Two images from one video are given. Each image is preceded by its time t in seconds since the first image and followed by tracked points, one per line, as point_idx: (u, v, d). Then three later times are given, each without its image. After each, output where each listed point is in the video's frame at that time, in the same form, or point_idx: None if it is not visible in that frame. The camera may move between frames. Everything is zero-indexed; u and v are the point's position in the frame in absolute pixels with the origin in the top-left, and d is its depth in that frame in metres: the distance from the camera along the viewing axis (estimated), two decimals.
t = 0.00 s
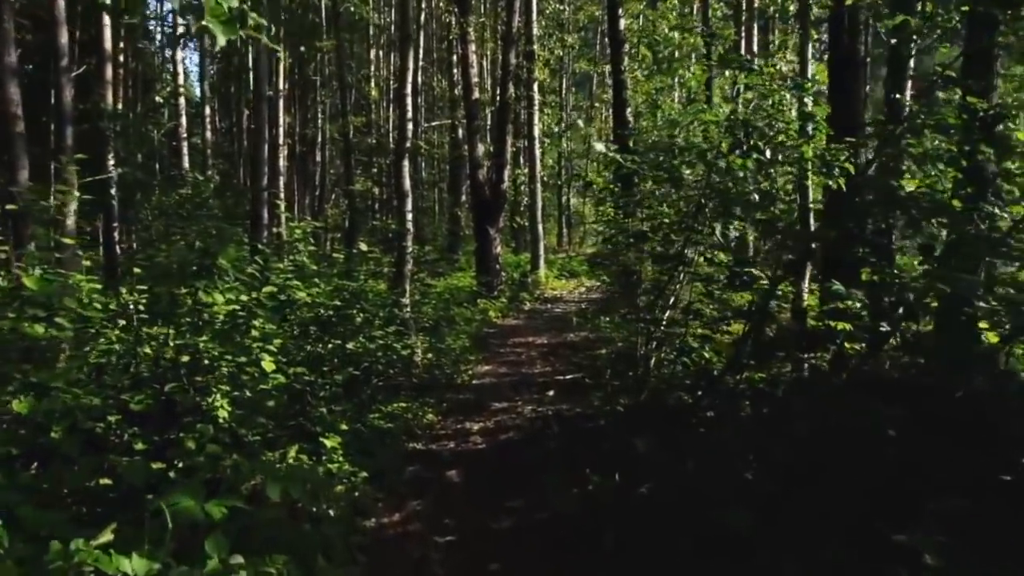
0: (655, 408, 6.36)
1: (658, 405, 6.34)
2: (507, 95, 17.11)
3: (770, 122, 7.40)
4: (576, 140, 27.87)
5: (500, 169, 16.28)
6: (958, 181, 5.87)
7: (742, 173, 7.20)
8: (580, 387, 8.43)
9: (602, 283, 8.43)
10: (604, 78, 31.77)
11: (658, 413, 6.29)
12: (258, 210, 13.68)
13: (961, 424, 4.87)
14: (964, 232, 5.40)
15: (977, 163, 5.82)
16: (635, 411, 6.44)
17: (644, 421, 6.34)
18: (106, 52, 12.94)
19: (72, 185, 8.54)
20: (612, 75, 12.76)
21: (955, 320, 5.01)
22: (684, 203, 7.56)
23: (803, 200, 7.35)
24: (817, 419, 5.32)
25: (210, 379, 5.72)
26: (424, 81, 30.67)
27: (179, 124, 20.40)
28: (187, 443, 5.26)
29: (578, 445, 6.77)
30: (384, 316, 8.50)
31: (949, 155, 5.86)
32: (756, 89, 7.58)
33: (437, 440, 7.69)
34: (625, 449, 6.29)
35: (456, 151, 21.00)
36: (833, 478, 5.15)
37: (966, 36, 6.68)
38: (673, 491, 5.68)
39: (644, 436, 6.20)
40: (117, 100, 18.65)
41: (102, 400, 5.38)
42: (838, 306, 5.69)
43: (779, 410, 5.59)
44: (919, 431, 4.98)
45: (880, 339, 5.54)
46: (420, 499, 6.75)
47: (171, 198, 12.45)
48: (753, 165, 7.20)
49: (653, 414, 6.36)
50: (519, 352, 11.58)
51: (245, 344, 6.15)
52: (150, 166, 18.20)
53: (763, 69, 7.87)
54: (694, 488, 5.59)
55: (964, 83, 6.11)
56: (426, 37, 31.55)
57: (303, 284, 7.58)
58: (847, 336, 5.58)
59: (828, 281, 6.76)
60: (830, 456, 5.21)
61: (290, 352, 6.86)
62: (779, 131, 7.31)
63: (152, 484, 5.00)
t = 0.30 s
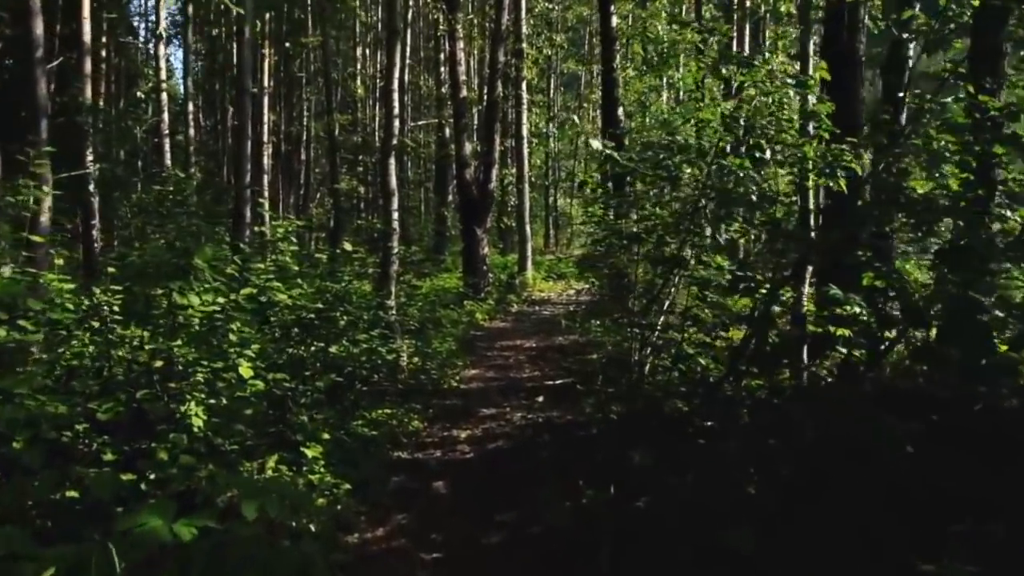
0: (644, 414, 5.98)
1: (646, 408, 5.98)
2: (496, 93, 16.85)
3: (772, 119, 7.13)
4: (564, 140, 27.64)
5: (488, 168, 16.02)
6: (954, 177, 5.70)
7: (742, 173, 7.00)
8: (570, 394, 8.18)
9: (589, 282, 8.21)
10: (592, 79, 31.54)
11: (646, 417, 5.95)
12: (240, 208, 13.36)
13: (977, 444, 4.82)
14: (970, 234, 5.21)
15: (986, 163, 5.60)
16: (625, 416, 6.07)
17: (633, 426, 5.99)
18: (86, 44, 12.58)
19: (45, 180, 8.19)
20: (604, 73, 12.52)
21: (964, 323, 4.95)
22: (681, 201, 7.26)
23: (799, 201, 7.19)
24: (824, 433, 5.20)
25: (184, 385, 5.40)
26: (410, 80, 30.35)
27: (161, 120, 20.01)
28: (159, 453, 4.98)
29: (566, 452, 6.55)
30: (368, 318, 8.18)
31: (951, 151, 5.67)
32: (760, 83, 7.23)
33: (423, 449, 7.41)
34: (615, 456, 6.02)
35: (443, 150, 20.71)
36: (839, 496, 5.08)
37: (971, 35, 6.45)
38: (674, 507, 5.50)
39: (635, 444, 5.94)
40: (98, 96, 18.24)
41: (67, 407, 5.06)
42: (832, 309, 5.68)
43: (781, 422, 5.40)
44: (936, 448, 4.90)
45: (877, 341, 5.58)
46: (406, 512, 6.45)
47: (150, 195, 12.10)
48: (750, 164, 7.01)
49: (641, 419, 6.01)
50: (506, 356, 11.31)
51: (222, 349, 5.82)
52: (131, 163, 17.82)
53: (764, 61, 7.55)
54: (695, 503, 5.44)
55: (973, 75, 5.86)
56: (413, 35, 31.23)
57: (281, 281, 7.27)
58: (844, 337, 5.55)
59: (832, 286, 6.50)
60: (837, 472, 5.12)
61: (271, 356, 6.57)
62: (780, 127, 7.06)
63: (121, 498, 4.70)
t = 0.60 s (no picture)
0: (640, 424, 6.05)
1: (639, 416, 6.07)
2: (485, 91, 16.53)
3: (777, 118, 6.84)
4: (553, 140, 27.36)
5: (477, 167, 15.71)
6: (965, 177, 5.38)
7: (747, 173, 6.65)
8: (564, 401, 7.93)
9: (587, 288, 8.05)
10: (581, 78, 31.25)
11: (642, 428, 6.03)
12: (223, 205, 13.02)
13: (999, 463, 4.75)
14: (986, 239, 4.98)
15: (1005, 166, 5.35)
16: (620, 426, 6.12)
17: (628, 436, 6.06)
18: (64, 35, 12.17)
19: (16, 174, 7.84)
20: (597, 71, 12.23)
21: (965, 335, 4.91)
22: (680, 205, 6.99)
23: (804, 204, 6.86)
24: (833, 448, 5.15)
25: (158, 392, 5.07)
26: (398, 78, 30.00)
27: (143, 115, 19.61)
28: (131, 466, 4.69)
29: (562, 463, 6.52)
30: (355, 320, 7.85)
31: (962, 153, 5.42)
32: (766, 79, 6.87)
33: (411, 458, 7.12)
34: (614, 469, 6.07)
35: (431, 149, 20.40)
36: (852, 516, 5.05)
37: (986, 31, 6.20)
38: (680, 522, 5.44)
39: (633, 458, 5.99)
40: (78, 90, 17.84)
41: (33, 418, 4.75)
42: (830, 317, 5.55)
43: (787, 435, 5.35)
44: (956, 466, 4.84)
45: (877, 344, 5.26)
46: (393, 527, 6.14)
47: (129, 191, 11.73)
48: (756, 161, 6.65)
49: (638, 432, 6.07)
50: (496, 359, 11.03)
51: (201, 354, 5.44)
52: (111, 159, 17.42)
53: (770, 58, 7.24)
54: (701, 519, 5.38)
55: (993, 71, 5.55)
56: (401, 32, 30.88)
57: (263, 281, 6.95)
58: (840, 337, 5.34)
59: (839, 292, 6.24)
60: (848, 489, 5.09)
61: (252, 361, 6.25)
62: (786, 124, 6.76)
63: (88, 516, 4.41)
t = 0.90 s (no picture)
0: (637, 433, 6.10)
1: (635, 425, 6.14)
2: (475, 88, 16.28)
3: (783, 116, 6.55)
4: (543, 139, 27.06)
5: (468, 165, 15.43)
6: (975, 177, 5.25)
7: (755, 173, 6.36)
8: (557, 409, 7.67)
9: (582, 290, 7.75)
10: (572, 77, 30.96)
11: (641, 443, 6.03)
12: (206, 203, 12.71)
13: (1020, 476, 4.49)
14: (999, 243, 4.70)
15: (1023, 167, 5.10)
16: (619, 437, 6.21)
17: (624, 447, 6.15)
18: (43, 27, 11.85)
19: None
20: (591, 68, 11.97)
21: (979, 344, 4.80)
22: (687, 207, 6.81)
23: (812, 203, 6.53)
24: (842, 464, 4.95)
25: (129, 402, 4.76)
26: (386, 75, 29.67)
27: (126, 110, 19.26)
28: (99, 481, 4.44)
29: (558, 476, 6.43)
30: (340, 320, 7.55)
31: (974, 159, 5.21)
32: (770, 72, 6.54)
33: (398, 468, 6.80)
34: (612, 482, 6.01)
35: (420, 147, 20.10)
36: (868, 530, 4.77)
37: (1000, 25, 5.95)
38: (683, 536, 5.24)
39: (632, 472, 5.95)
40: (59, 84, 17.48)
41: None
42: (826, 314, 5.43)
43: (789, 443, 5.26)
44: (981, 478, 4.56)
45: (880, 350, 5.19)
46: (378, 543, 5.73)
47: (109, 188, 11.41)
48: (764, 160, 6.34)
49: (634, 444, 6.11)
50: (485, 363, 10.75)
51: (177, 360, 5.06)
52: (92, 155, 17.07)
53: (773, 51, 6.96)
54: (704, 531, 5.18)
55: (1012, 68, 5.31)
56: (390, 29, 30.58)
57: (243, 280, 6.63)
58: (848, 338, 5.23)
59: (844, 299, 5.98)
60: (860, 508, 4.83)
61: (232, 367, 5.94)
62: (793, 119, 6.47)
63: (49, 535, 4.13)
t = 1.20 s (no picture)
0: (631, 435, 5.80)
1: (627, 424, 5.86)
2: (465, 81, 15.98)
3: (790, 107, 6.28)
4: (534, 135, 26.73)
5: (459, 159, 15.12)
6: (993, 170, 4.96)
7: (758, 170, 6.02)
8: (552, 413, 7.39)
9: (574, 286, 7.47)
10: (564, 72, 30.63)
11: (638, 448, 5.75)
12: (189, 198, 12.37)
13: None
14: None
15: None
16: (613, 440, 5.91)
17: (619, 454, 5.83)
18: (22, 16, 11.50)
19: None
20: (585, 60, 11.65)
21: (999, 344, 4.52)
22: (687, 201, 6.48)
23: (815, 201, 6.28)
24: (855, 475, 4.71)
25: (98, 410, 4.43)
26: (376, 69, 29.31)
27: (110, 104, 18.87)
28: (64, 496, 4.17)
29: (555, 481, 6.22)
30: (323, 318, 7.23)
31: (990, 155, 4.97)
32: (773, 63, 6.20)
33: (386, 476, 6.49)
34: (613, 492, 5.76)
35: (410, 141, 19.76)
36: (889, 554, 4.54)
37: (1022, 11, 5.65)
38: (688, 553, 5.06)
39: (631, 480, 5.69)
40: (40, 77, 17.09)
41: None
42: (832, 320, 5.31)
43: (799, 451, 4.98)
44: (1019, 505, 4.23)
45: (887, 351, 4.96)
46: (365, 558, 5.47)
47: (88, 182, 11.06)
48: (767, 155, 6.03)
49: (634, 447, 5.78)
50: (477, 363, 10.44)
51: (149, 363, 4.70)
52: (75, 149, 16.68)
53: (779, 41, 6.72)
54: (711, 547, 5.01)
55: None
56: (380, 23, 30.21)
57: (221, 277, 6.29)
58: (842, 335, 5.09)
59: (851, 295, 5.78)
60: (878, 523, 4.59)
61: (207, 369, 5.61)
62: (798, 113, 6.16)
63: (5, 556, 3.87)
